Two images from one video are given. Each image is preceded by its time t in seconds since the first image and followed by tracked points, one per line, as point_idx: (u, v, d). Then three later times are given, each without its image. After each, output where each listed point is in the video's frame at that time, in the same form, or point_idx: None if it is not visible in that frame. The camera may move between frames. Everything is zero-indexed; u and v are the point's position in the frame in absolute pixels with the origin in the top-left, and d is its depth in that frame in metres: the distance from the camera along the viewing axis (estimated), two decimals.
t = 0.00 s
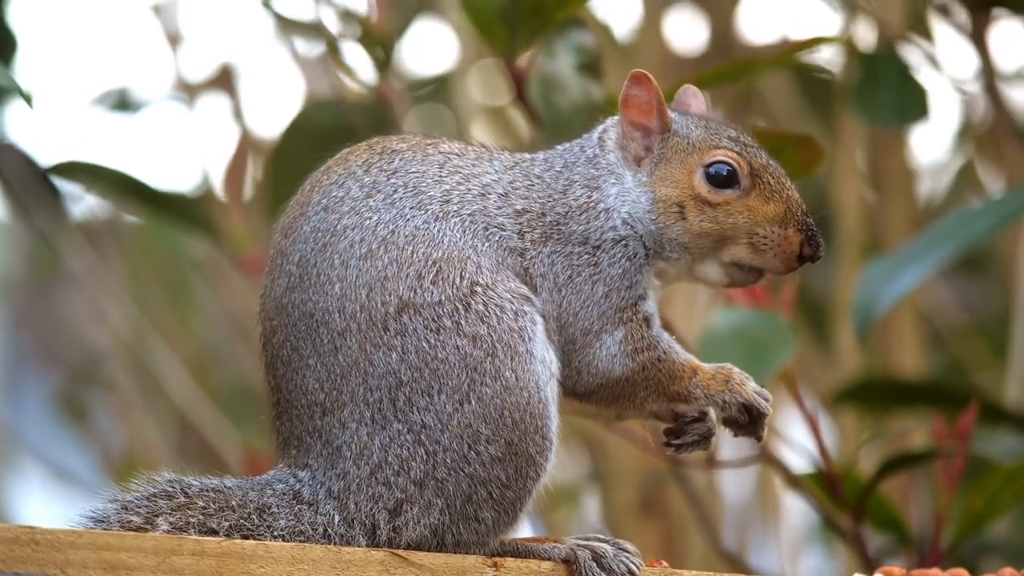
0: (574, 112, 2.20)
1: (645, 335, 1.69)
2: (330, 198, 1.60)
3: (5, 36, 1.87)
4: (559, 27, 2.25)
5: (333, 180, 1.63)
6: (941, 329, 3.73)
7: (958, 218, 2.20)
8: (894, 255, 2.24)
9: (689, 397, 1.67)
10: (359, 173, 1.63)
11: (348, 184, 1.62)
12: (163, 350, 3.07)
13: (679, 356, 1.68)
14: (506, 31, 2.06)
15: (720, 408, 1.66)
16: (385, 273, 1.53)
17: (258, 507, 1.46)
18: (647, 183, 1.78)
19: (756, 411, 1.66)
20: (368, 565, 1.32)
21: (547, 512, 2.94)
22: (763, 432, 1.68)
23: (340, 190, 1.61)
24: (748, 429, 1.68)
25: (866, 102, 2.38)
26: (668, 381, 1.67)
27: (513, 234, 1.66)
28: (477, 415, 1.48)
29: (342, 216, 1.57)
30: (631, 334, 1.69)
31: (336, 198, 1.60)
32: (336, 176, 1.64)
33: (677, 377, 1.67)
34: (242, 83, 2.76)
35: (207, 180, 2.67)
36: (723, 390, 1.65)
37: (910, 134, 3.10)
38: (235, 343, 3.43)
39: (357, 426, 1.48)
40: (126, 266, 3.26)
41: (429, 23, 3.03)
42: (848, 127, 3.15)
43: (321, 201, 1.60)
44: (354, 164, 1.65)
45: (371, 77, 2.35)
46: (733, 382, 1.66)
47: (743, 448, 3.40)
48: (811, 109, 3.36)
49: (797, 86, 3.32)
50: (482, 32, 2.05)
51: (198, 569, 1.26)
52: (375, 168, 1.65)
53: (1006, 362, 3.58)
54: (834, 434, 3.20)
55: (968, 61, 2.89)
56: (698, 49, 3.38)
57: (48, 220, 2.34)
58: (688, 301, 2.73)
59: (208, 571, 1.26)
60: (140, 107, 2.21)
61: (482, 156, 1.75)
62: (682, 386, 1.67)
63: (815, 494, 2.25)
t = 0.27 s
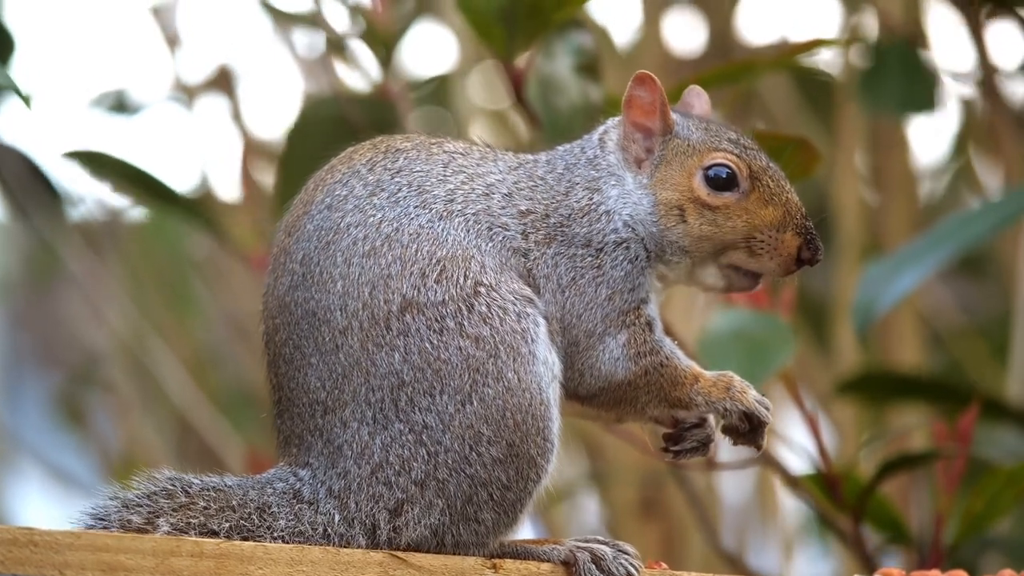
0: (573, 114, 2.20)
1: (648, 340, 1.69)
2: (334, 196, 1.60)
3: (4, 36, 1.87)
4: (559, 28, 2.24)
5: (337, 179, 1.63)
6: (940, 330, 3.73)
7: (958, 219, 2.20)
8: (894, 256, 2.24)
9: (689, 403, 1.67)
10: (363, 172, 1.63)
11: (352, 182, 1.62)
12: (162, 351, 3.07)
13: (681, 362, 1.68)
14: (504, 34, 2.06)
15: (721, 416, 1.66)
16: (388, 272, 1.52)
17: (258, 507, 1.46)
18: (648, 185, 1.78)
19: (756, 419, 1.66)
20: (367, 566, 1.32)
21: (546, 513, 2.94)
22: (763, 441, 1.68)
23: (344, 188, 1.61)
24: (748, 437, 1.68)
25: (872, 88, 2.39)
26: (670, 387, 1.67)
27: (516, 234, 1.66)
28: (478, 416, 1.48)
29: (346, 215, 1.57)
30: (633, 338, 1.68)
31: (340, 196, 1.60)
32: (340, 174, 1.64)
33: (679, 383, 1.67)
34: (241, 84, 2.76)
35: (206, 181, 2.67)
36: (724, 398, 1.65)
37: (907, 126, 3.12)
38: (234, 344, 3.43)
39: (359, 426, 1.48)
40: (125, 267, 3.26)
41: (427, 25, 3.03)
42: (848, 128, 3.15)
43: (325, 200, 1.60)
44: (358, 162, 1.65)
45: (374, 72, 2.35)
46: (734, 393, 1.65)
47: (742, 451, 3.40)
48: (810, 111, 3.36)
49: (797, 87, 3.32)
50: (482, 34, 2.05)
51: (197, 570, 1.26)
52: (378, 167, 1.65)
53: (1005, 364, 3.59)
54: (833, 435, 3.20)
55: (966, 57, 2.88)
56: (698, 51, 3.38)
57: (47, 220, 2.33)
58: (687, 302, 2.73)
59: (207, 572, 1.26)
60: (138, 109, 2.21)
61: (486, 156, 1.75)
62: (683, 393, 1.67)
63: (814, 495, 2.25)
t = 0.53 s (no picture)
0: (575, 115, 2.20)
1: (644, 336, 1.69)
2: (330, 199, 1.60)
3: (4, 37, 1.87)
4: (560, 30, 2.24)
5: (333, 182, 1.63)
6: (940, 332, 3.73)
7: (958, 220, 2.19)
8: (895, 257, 2.24)
9: (687, 398, 1.67)
10: (358, 175, 1.64)
11: (348, 185, 1.62)
12: (163, 352, 3.07)
13: (678, 357, 1.68)
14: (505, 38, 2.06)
15: (719, 410, 1.66)
16: (385, 275, 1.53)
17: (258, 509, 1.46)
18: (648, 186, 1.78)
19: (754, 412, 1.66)
20: (368, 567, 1.31)
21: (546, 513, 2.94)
22: (762, 434, 1.68)
23: (340, 192, 1.61)
24: (746, 431, 1.68)
25: (876, 85, 2.38)
26: (667, 382, 1.67)
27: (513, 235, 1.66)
28: (477, 416, 1.48)
29: (342, 218, 1.58)
30: (630, 335, 1.68)
31: (336, 199, 1.60)
32: (335, 178, 1.64)
33: (676, 379, 1.67)
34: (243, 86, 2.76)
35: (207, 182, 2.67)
36: (723, 392, 1.65)
37: (908, 121, 3.12)
38: (235, 345, 3.44)
39: (358, 428, 1.48)
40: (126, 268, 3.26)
41: (428, 27, 3.04)
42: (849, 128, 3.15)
43: (321, 203, 1.60)
44: (353, 166, 1.66)
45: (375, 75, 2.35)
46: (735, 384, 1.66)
47: (743, 451, 3.40)
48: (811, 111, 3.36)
49: (797, 88, 3.32)
50: (481, 36, 2.05)
51: (197, 570, 1.26)
52: (374, 170, 1.65)
53: (1005, 365, 3.59)
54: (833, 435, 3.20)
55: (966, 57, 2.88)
56: (698, 52, 3.38)
57: (48, 221, 2.33)
58: (688, 303, 2.73)
59: (208, 572, 1.26)
60: (137, 110, 2.21)
61: (482, 157, 1.75)
62: (681, 388, 1.67)
63: (815, 495, 2.25)
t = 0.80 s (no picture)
0: (577, 113, 2.18)
1: (643, 336, 1.69)
2: (329, 200, 1.60)
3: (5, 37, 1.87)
4: (562, 29, 2.24)
5: (332, 183, 1.63)
6: (940, 332, 3.74)
7: (959, 222, 2.19)
8: (897, 257, 2.24)
9: (686, 398, 1.66)
10: (358, 175, 1.64)
11: (348, 186, 1.62)
12: (163, 352, 3.07)
13: (677, 357, 1.68)
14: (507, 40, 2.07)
15: (718, 409, 1.66)
16: (385, 275, 1.53)
17: (258, 509, 1.46)
18: (647, 186, 1.78)
19: (753, 411, 1.66)
20: (369, 567, 1.31)
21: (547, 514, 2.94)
22: (761, 434, 1.68)
23: (339, 192, 1.61)
24: (744, 430, 1.68)
25: (870, 96, 2.38)
26: (666, 381, 1.67)
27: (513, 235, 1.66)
28: (477, 416, 1.48)
29: (341, 218, 1.58)
30: (629, 334, 1.68)
31: (335, 200, 1.60)
32: (335, 178, 1.64)
33: (675, 378, 1.67)
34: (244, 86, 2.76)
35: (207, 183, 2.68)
36: (721, 391, 1.65)
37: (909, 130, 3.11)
38: (236, 346, 3.44)
39: (358, 429, 1.48)
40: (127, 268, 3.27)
41: (428, 28, 3.04)
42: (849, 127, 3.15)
43: (320, 204, 1.60)
44: (353, 166, 1.66)
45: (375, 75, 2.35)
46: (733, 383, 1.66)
47: (743, 451, 3.40)
48: (811, 111, 3.36)
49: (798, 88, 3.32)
50: (481, 29, 2.04)
51: (198, 570, 1.26)
52: (374, 170, 1.65)
53: (1005, 365, 3.59)
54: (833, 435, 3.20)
55: (966, 60, 2.88)
56: (699, 52, 3.38)
57: (49, 222, 2.33)
58: (688, 303, 2.73)
59: (209, 572, 1.26)
60: (137, 108, 2.21)
61: (481, 157, 1.75)
62: (679, 387, 1.66)
63: (815, 496, 2.26)
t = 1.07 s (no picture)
0: (574, 116, 2.19)
1: (645, 336, 1.69)
2: (331, 199, 1.60)
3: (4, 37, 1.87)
4: (557, 31, 2.27)
5: (334, 181, 1.63)
6: (940, 333, 3.74)
7: (954, 221, 2.19)
8: (892, 255, 2.25)
9: (688, 400, 1.66)
10: (360, 174, 1.64)
11: (350, 185, 1.62)
12: (162, 352, 3.07)
13: (678, 359, 1.68)
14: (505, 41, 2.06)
15: (719, 411, 1.66)
16: (385, 275, 1.53)
17: (258, 509, 1.46)
18: (648, 186, 1.78)
19: (754, 414, 1.66)
20: (368, 568, 1.31)
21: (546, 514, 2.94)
22: (761, 436, 1.68)
23: (342, 191, 1.61)
24: (745, 433, 1.68)
25: (873, 91, 2.37)
26: (667, 383, 1.67)
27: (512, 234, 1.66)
28: (478, 416, 1.48)
29: (343, 217, 1.58)
30: (631, 335, 1.68)
31: (337, 199, 1.60)
32: (337, 177, 1.64)
33: (677, 380, 1.67)
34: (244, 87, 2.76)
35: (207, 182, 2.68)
36: (723, 393, 1.65)
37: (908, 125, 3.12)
38: (235, 346, 3.44)
39: (358, 429, 1.48)
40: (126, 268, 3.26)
41: (428, 28, 3.05)
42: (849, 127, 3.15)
43: (323, 203, 1.60)
44: (355, 165, 1.66)
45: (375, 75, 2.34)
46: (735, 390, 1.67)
47: (742, 453, 3.40)
48: (811, 112, 3.36)
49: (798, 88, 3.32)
50: (477, 35, 2.04)
51: (197, 571, 1.25)
52: (375, 170, 1.65)
53: (1005, 366, 3.59)
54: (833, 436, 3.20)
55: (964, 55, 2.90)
56: (698, 52, 3.38)
57: (49, 222, 2.33)
58: (688, 304, 2.73)
59: (208, 573, 1.26)
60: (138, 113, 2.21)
61: (483, 157, 1.75)
62: (681, 389, 1.67)
63: (815, 497, 2.25)
